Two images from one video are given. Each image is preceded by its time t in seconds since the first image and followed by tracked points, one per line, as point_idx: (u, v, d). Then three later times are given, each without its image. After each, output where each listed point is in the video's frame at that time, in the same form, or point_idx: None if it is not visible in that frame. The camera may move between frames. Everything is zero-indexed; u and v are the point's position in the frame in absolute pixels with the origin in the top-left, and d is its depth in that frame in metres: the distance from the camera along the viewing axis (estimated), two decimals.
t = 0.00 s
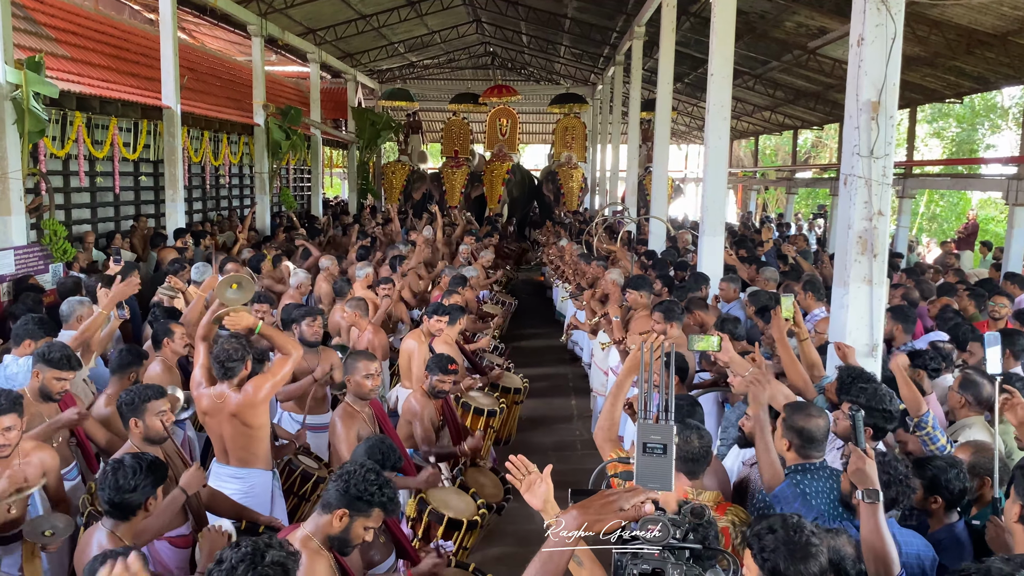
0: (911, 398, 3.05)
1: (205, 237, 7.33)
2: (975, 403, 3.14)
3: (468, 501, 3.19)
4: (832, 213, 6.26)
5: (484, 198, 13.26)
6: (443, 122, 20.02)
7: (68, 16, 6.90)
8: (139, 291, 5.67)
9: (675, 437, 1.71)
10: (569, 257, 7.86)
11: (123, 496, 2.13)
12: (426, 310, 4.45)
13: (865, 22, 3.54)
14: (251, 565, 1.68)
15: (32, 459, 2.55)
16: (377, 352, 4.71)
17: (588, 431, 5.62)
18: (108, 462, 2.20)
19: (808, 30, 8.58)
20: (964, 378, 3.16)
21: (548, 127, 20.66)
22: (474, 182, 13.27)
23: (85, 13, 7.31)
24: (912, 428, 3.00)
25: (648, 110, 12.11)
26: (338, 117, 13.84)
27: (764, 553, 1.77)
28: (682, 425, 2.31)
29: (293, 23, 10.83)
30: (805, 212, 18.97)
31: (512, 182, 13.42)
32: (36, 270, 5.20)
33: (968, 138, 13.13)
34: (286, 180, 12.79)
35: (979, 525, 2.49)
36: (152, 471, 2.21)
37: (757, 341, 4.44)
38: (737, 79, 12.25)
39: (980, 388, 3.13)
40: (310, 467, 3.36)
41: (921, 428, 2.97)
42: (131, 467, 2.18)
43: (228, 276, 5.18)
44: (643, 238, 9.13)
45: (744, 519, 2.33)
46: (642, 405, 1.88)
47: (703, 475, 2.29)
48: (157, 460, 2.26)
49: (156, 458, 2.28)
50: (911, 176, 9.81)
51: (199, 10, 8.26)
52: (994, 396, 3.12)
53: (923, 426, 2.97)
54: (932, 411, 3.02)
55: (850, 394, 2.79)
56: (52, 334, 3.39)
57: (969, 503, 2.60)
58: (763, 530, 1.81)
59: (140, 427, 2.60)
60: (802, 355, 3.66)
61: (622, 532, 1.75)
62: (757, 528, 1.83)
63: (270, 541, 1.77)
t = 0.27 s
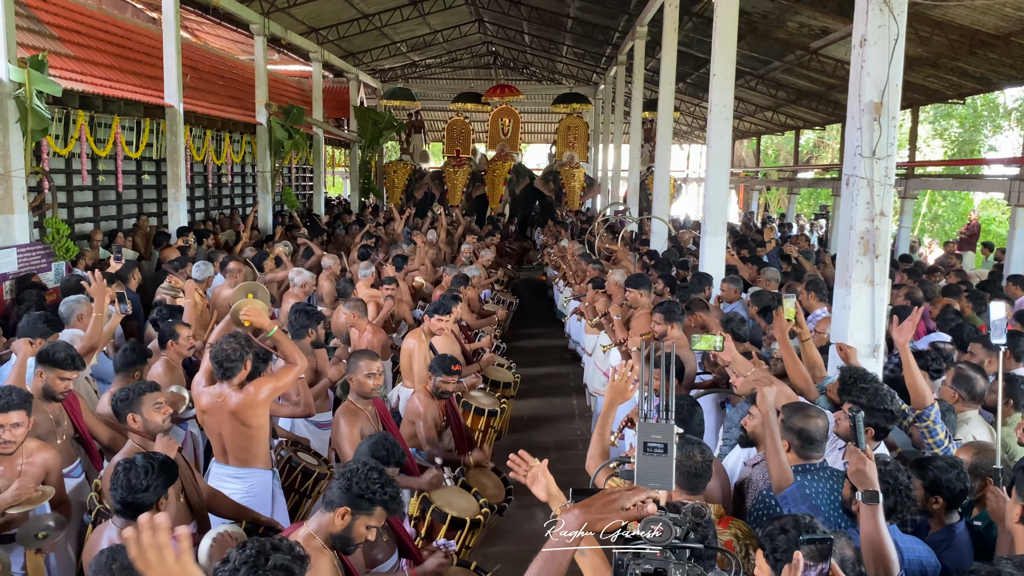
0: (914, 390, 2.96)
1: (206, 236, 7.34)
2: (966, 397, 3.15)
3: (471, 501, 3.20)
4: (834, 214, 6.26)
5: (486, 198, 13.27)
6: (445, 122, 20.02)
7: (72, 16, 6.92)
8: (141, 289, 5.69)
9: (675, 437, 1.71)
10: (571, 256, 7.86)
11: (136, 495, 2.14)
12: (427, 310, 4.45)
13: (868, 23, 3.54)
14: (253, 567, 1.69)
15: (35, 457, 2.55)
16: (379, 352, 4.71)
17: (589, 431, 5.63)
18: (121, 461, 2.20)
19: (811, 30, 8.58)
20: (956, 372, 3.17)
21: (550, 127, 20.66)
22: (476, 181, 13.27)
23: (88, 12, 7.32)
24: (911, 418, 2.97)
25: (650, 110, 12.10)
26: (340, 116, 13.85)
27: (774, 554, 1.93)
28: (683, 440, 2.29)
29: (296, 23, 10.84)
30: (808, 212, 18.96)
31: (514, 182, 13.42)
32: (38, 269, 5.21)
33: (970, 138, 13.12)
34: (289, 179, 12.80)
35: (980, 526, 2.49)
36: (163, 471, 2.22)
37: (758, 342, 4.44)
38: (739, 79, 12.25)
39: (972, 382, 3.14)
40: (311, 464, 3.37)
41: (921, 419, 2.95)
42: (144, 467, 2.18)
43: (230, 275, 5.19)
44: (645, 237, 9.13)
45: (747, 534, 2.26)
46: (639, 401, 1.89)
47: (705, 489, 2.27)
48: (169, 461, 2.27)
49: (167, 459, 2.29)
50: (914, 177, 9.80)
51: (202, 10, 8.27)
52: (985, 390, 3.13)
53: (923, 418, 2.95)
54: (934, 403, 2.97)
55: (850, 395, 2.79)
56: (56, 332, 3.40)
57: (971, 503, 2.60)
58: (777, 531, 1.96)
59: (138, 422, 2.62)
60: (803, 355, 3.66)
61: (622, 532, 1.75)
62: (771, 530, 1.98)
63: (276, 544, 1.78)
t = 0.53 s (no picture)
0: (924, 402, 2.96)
1: (208, 235, 7.34)
2: (965, 394, 3.12)
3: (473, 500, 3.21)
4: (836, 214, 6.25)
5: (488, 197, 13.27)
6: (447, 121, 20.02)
7: (75, 15, 6.92)
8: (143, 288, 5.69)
9: (679, 435, 1.73)
10: (573, 256, 7.86)
11: (128, 496, 2.14)
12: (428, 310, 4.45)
13: (872, 23, 3.54)
14: None
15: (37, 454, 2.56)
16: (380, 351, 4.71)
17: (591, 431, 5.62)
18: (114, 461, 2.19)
19: (813, 30, 8.58)
20: (955, 369, 3.14)
21: (552, 126, 20.66)
22: (478, 181, 13.27)
23: (91, 11, 7.32)
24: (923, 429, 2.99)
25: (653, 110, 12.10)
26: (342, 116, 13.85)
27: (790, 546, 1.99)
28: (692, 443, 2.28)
29: (298, 22, 10.84)
30: (809, 212, 18.95)
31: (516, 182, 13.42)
32: (41, 267, 5.21)
33: (973, 139, 13.12)
34: (291, 179, 12.80)
35: (983, 528, 2.48)
36: (156, 470, 2.20)
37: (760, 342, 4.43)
38: (741, 79, 12.24)
39: (970, 378, 3.11)
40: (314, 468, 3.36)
41: (932, 430, 2.96)
42: (134, 467, 2.16)
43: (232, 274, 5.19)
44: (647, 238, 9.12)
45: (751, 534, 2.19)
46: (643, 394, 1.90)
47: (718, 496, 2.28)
48: (161, 459, 2.24)
49: (161, 456, 2.26)
50: (916, 177, 9.80)
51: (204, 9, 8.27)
52: (984, 387, 3.11)
53: (934, 428, 2.96)
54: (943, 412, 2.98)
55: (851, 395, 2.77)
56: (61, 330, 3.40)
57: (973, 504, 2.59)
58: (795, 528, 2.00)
59: (133, 429, 2.60)
60: (806, 355, 3.66)
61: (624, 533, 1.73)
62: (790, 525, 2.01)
63: (273, 550, 1.76)
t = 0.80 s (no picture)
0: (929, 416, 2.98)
1: (209, 235, 7.34)
2: (967, 392, 3.11)
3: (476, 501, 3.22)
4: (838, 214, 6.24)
5: (489, 198, 13.27)
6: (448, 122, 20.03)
7: (76, 16, 6.92)
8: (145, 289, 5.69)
9: (681, 433, 1.68)
10: (574, 257, 7.86)
11: (127, 495, 2.14)
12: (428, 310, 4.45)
13: (874, 22, 3.53)
14: None
15: (38, 455, 2.56)
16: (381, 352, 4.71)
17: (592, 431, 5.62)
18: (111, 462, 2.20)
19: (815, 30, 8.58)
20: (957, 367, 3.14)
21: (553, 127, 20.65)
22: (479, 181, 13.27)
23: (92, 11, 7.32)
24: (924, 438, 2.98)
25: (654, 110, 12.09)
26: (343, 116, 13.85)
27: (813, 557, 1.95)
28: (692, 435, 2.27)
29: (299, 23, 10.84)
30: (811, 212, 18.94)
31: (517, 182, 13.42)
32: (42, 268, 5.22)
33: (975, 139, 13.11)
34: (292, 179, 12.81)
35: (985, 528, 2.48)
36: (153, 469, 2.19)
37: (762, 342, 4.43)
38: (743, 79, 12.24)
39: (971, 376, 3.10)
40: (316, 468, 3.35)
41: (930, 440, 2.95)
42: (133, 466, 2.16)
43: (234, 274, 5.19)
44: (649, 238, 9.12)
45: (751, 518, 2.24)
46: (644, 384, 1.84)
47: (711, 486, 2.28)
48: (160, 458, 2.24)
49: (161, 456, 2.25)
50: (918, 177, 9.79)
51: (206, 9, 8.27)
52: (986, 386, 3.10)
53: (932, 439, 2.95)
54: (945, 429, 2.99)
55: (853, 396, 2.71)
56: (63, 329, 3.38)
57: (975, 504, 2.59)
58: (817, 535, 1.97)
59: (140, 439, 2.58)
60: (809, 355, 3.65)
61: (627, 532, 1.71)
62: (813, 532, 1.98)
63: (277, 554, 1.76)
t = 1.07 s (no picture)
0: (919, 402, 2.96)
1: (210, 239, 7.37)
2: (967, 394, 3.12)
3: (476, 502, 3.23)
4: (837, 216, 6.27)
5: (489, 200, 13.30)
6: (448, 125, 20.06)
7: (77, 20, 6.95)
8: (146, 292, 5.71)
9: (677, 435, 1.67)
10: (574, 260, 7.88)
11: (130, 500, 2.15)
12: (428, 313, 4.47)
13: (871, 26, 3.55)
14: None
15: (43, 461, 2.58)
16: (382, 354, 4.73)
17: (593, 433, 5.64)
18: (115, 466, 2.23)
19: (814, 33, 8.60)
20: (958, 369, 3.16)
21: (553, 129, 20.69)
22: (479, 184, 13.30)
23: (93, 16, 7.35)
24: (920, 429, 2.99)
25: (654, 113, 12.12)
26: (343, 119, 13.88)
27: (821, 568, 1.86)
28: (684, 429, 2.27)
29: (300, 26, 10.88)
30: (811, 214, 18.97)
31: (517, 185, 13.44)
32: (44, 272, 5.25)
33: (974, 141, 13.14)
34: (292, 182, 12.84)
35: (982, 529, 2.50)
36: (157, 472, 2.22)
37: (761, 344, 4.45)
38: (742, 82, 12.26)
39: (972, 378, 3.12)
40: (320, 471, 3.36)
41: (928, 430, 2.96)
42: (136, 471, 2.18)
43: (234, 277, 5.22)
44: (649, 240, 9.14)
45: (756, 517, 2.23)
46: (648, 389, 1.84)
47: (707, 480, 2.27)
48: (163, 462, 2.27)
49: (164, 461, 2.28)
50: (918, 179, 9.79)
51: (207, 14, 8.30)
52: (986, 388, 3.11)
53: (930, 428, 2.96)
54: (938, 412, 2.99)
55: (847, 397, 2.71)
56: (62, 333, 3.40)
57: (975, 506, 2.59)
58: (823, 544, 1.88)
59: (145, 448, 2.61)
60: (808, 358, 3.68)
61: (626, 534, 1.71)
62: (818, 540, 1.91)
63: (280, 553, 1.77)
